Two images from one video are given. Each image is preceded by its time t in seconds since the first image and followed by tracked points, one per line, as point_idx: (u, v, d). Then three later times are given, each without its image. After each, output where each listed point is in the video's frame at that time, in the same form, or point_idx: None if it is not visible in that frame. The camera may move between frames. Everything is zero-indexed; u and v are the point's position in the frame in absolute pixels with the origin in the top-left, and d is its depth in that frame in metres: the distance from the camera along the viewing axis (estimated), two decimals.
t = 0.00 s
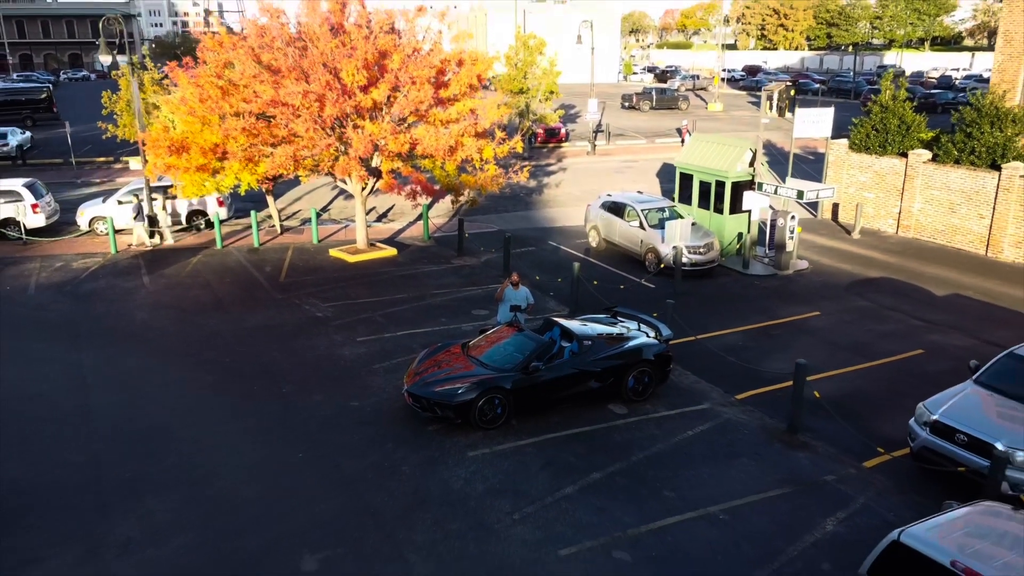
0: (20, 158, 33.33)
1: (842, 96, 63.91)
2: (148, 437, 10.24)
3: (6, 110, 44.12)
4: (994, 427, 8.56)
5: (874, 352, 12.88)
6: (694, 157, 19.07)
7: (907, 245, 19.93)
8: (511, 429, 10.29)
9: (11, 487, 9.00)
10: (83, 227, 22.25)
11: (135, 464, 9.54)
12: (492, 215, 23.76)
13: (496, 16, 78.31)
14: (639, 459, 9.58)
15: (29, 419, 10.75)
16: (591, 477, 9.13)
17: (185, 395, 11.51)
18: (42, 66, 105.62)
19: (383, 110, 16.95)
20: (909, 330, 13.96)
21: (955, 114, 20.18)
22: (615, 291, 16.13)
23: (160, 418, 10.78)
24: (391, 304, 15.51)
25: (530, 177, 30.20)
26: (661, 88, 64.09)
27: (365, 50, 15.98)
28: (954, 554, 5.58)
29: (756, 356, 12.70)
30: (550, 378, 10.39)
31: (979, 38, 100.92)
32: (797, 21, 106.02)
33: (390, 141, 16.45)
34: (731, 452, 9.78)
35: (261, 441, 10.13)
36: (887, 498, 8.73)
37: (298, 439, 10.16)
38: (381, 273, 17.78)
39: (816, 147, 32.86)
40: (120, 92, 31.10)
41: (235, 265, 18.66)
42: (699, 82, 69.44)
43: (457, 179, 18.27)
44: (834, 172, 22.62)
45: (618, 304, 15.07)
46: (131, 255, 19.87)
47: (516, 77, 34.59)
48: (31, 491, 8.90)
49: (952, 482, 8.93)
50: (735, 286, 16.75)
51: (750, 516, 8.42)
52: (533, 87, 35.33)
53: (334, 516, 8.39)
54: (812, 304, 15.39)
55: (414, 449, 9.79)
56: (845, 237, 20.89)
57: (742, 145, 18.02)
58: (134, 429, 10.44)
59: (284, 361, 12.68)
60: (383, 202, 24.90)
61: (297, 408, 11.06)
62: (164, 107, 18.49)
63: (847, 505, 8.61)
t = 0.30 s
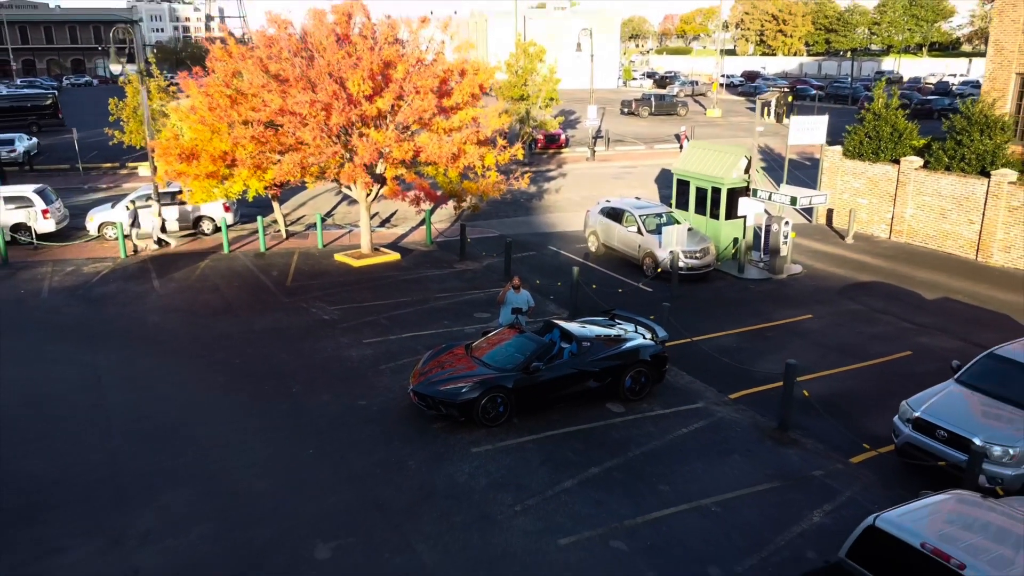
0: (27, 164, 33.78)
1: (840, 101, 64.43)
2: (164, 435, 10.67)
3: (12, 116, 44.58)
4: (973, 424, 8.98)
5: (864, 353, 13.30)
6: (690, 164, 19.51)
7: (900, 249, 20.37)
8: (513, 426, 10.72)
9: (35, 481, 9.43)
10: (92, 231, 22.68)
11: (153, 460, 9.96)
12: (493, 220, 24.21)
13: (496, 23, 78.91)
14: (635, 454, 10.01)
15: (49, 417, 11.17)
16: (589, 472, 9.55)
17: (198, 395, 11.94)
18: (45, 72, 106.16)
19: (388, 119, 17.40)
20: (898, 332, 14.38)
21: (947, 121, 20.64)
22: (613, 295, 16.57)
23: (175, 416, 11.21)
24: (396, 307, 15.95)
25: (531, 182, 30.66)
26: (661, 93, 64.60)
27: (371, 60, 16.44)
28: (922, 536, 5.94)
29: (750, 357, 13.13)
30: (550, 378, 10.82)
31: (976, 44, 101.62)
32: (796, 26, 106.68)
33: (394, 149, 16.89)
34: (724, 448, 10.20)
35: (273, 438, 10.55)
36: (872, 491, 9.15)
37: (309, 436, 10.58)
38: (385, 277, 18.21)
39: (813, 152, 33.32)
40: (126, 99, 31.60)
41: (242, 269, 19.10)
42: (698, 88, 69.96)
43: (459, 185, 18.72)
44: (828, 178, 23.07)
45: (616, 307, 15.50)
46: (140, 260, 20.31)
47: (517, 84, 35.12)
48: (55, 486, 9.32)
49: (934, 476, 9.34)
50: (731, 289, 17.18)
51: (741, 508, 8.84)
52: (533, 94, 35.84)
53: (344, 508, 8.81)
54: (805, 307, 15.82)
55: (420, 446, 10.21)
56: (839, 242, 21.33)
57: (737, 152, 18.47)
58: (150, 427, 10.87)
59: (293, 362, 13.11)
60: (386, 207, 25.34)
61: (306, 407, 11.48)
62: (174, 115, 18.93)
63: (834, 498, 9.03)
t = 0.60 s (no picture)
0: (34, 169, 34.25)
1: (837, 106, 65.00)
2: (180, 431, 11.12)
3: (16, 122, 45.04)
4: (952, 420, 9.44)
5: (854, 354, 13.76)
6: (687, 170, 19.99)
7: (892, 254, 20.84)
8: (514, 424, 11.18)
9: (59, 475, 9.87)
10: (101, 236, 23.12)
11: (170, 455, 10.41)
12: (494, 225, 24.69)
13: (496, 29, 79.53)
14: (632, 450, 10.46)
15: (68, 416, 11.62)
16: (588, 466, 10.01)
17: (211, 394, 12.39)
18: (46, 77, 106.68)
19: (392, 127, 17.88)
20: (888, 333, 14.84)
21: (937, 128, 21.14)
22: (611, 298, 17.03)
23: (190, 414, 11.66)
24: (400, 310, 16.40)
25: (531, 188, 31.15)
26: (659, 99, 65.16)
27: (375, 70, 16.92)
28: (897, 519, 6.35)
29: (743, 358, 13.59)
30: (550, 377, 11.28)
31: (972, 50, 102.33)
32: (794, 32, 107.34)
33: (398, 156, 17.36)
34: (717, 444, 10.66)
35: (284, 435, 11.00)
36: (857, 484, 9.60)
37: (319, 433, 11.03)
38: (389, 280, 18.68)
39: (808, 158, 33.82)
40: (131, 105, 32.13)
41: (249, 273, 19.57)
42: (696, 93, 70.54)
43: (461, 191, 19.19)
44: (822, 183, 23.57)
45: (614, 309, 15.96)
46: (148, 264, 20.77)
47: (517, 90, 35.69)
48: (78, 479, 9.77)
49: (916, 470, 9.80)
50: (726, 293, 17.64)
51: (732, 500, 9.30)
52: (533, 101, 36.39)
53: (354, 500, 9.26)
54: (798, 310, 16.28)
55: (426, 441, 10.67)
56: (833, 246, 21.80)
57: (732, 159, 18.94)
58: (167, 425, 11.32)
59: (301, 363, 13.56)
60: (389, 212, 25.82)
61: (316, 405, 11.94)
62: (182, 123, 19.41)
63: (820, 490, 9.49)
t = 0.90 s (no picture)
0: (40, 174, 34.74)
1: (833, 112, 65.61)
2: (194, 428, 11.59)
3: (21, 128, 45.52)
4: (931, 416, 9.92)
5: (842, 355, 14.22)
6: (682, 177, 20.49)
7: (882, 258, 21.33)
8: (515, 421, 11.65)
9: (80, 469, 10.33)
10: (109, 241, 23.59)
11: (185, 451, 10.87)
12: (494, 229, 25.18)
13: (495, 34, 80.15)
14: (627, 446, 10.93)
15: (86, 413, 12.08)
16: (585, 461, 10.48)
17: (222, 393, 12.85)
18: (48, 82, 107.24)
19: (395, 135, 18.37)
20: (876, 335, 15.32)
21: (927, 135, 21.67)
22: (608, 301, 17.51)
23: (203, 412, 12.13)
24: (403, 313, 16.87)
25: (530, 193, 31.66)
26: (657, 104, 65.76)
27: (380, 79, 17.42)
28: (871, 506, 6.83)
29: (735, 358, 14.06)
30: (549, 376, 11.76)
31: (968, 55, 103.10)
32: (791, 37, 108.05)
33: (402, 163, 17.84)
34: (709, 441, 11.13)
35: (294, 431, 11.47)
36: (841, 478, 10.07)
37: (327, 430, 11.50)
38: (392, 284, 19.15)
39: (803, 164, 34.34)
40: (137, 111, 32.64)
41: (255, 277, 20.04)
42: (693, 99, 71.16)
43: (462, 197, 19.67)
44: (816, 189, 24.08)
45: (611, 312, 16.44)
46: (156, 268, 21.24)
47: (516, 97, 36.28)
48: (98, 473, 10.23)
49: (899, 465, 10.26)
50: (720, 296, 18.11)
51: (722, 493, 9.77)
52: (532, 107, 37.00)
53: (363, 493, 9.72)
54: (789, 313, 16.75)
55: (430, 438, 11.14)
56: (825, 251, 22.29)
57: (726, 166, 19.44)
58: (181, 422, 11.78)
59: (308, 364, 14.03)
60: (391, 217, 26.31)
61: (323, 404, 12.40)
62: (191, 131, 19.92)
63: (807, 483, 9.96)
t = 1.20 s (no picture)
0: (44, 180, 35.19)
1: (829, 118, 66.25)
2: (206, 425, 12.07)
3: (24, 134, 45.96)
4: (911, 412, 10.43)
5: (830, 356, 14.73)
6: (677, 183, 21.02)
7: (872, 262, 21.87)
8: (514, 419, 12.15)
9: (98, 464, 10.81)
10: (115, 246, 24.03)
11: (199, 447, 11.35)
12: (493, 234, 25.70)
13: (493, 40, 80.73)
14: (622, 442, 11.42)
15: (102, 412, 12.56)
16: (581, 456, 10.97)
17: (232, 393, 13.33)
18: (48, 87, 107.70)
19: (397, 142, 18.88)
20: (864, 336, 15.83)
21: (915, 142, 22.25)
22: (604, 304, 18.02)
23: (214, 410, 12.61)
24: (405, 315, 17.36)
25: (528, 198, 32.18)
26: (655, 110, 66.35)
27: (382, 89, 17.96)
28: (846, 492, 7.32)
29: (727, 359, 14.57)
30: (547, 375, 12.26)
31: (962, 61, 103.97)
32: (787, 43, 108.83)
33: (403, 170, 18.36)
34: (700, 437, 11.63)
35: (302, 428, 11.96)
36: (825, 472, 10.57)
37: (334, 427, 11.98)
38: (393, 288, 19.65)
39: (797, 169, 34.90)
40: (141, 119, 33.15)
41: (260, 280, 20.54)
42: (690, 104, 71.79)
43: (462, 203, 20.18)
44: (807, 195, 24.63)
45: (607, 315, 16.94)
46: (163, 272, 21.72)
47: (514, 103, 36.88)
48: (116, 468, 10.71)
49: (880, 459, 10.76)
50: (713, 299, 18.62)
51: (712, 485, 10.27)
52: (530, 114, 37.63)
53: (370, 485, 10.21)
54: (780, 315, 17.26)
55: (433, 434, 11.63)
56: (817, 255, 22.83)
57: (719, 172, 19.97)
58: (193, 420, 12.26)
59: (314, 364, 14.52)
60: (392, 222, 26.83)
61: (330, 402, 12.88)
62: (197, 138, 20.45)
63: (792, 477, 10.46)
